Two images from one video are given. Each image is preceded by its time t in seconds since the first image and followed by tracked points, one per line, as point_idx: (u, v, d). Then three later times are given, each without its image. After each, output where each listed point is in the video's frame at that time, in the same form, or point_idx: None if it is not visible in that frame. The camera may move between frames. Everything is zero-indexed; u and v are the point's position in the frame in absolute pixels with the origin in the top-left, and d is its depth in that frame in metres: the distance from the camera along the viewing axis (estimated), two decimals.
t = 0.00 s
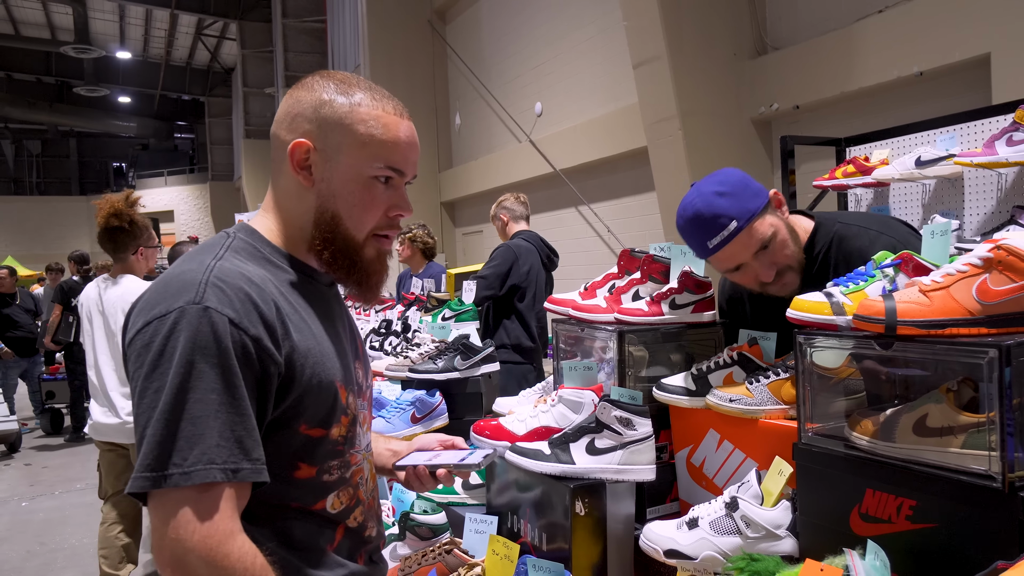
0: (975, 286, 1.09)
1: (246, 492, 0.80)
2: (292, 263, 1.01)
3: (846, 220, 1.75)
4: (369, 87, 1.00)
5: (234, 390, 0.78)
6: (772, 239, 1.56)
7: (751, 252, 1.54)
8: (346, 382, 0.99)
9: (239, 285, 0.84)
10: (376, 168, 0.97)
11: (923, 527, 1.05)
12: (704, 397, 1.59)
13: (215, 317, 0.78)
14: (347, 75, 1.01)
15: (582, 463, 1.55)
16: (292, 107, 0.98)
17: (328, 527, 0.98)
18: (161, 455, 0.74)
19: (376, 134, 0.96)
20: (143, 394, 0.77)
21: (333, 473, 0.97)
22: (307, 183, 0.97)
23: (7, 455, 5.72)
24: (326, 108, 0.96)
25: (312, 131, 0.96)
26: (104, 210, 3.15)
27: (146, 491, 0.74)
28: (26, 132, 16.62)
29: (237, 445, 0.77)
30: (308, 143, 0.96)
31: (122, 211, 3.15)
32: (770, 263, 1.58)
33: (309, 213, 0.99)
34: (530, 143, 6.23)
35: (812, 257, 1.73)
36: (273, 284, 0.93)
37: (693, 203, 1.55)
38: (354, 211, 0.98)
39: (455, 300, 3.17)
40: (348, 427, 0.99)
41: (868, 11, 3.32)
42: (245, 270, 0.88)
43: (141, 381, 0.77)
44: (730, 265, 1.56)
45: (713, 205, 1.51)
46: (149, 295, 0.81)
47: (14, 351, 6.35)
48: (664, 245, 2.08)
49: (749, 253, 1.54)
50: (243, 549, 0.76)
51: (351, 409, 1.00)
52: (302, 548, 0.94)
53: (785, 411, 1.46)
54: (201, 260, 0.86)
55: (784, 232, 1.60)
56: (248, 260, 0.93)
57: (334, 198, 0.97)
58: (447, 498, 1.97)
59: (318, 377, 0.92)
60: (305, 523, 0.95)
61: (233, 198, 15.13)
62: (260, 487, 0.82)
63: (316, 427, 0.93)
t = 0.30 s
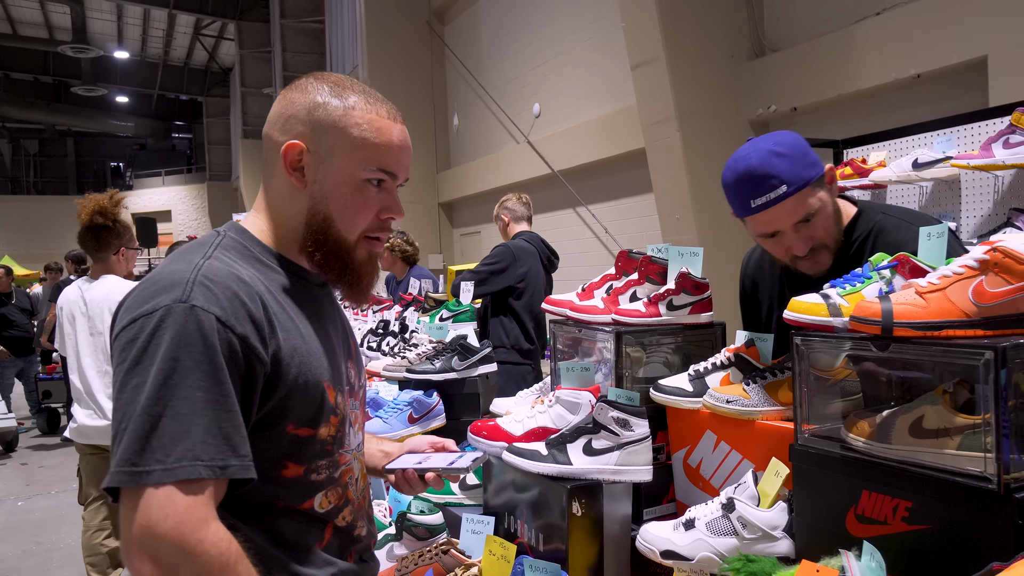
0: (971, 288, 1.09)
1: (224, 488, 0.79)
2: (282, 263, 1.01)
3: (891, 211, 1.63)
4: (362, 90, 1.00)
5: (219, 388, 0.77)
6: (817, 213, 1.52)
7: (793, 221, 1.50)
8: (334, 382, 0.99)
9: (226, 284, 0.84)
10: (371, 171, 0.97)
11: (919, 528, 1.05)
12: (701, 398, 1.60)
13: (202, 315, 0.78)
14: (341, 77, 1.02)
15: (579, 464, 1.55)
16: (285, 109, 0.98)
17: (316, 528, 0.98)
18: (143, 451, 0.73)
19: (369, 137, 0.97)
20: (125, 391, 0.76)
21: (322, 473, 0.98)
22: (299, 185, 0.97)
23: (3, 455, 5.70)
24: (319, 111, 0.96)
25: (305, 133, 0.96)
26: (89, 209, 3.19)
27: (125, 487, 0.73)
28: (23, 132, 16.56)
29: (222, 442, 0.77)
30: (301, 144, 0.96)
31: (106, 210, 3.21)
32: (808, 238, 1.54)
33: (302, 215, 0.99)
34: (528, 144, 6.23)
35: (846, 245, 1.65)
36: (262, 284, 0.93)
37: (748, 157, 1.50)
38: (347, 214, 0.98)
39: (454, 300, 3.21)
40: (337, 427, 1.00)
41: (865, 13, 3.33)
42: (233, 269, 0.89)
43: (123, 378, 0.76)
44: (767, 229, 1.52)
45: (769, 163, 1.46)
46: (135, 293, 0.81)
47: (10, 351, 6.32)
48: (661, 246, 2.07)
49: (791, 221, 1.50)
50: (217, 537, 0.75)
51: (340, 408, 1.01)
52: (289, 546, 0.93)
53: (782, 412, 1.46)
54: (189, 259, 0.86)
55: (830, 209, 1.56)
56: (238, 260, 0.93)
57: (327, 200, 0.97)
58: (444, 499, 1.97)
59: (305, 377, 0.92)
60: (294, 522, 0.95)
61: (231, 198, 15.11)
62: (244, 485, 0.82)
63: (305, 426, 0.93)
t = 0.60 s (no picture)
0: (970, 290, 1.09)
1: (150, 437, 0.72)
2: (281, 257, 1.01)
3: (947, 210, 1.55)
4: (359, 89, 1.01)
5: (185, 342, 0.75)
6: (866, 199, 1.48)
7: (838, 201, 1.47)
8: (324, 381, 0.99)
9: (221, 264, 0.86)
10: (370, 170, 0.98)
11: (916, 529, 1.06)
12: (700, 400, 1.60)
13: (189, 281, 0.80)
14: (338, 77, 1.02)
15: (578, 464, 1.55)
16: (283, 109, 0.99)
17: (309, 525, 0.99)
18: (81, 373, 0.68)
19: (368, 137, 0.98)
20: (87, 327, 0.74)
21: (318, 469, 0.98)
22: (298, 184, 0.98)
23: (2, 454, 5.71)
24: (317, 111, 0.97)
25: (303, 133, 0.97)
26: (83, 206, 3.14)
27: (53, 404, 0.66)
28: (22, 130, 16.54)
29: (169, 391, 0.73)
30: (299, 144, 0.96)
31: (102, 207, 3.16)
32: (849, 223, 1.52)
33: (300, 214, 0.99)
34: (528, 145, 6.23)
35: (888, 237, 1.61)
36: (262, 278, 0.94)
37: (808, 127, 1.47)
38: (345, 212, 0.99)
39: (454, 301, 3.25)
40: (326, 425, 0.99)
41: (866, 16, 3.33)
42: (231, 255, 0.91)
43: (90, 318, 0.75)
44: (809, 204, 1.50)
45: (828, 138, 1.43)
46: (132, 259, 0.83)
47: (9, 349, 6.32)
48: (660, 247, 2.07)
49: (835, 202, 1.47)
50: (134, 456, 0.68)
51: (329, 408, 1.00)
52: (282, 541, 0.96)
53: (781, 414, 1.45)
54: (191, 241, 0.89)
55: (881, 198, 1.52)
56: (239, 248, 0.95)
57: (326, 200, 0.98)
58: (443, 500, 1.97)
59: (286, 369, 0.91)
60: (286, 515, 0.96)
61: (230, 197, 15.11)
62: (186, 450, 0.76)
63: (297, 423, 0.93)
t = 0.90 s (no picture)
0: (969, 290, 1.09)
1: (115, 402, 0.71)
2: (279, 250, 1.01)
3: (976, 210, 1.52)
4: (357, 87, 1.02)
5: (173, 314, 0.76)
6: (889, 188, 1.48)
7: (860, 182, 1.48)
8: (321, 378, 0.99)
9: (220, 251, 0.88)
10: (371, 168, 0.99)
11: (914, 529, 1.06)
12: (699, 399, 1.61)
13: (187, 261, 0.81)
14: (336, 76, 1.03)
15: (578, 464, 1.56)
16: (282, 108, 0.99)
17: (300, 523, 1.00)
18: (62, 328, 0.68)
19: (368, 134, 0.98)
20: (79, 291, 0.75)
21: (310, 467, 0.99)
22: (299, 183, 0.98)
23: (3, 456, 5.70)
24: (317, 110, 0.97)
25: (303, 132, 0.97)
26: (82, 206, 3.19)
27: (26, 352, 0.66)
28: (22, 131, 16.54)
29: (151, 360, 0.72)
30: (299, 144, 0.97)
31: (99, 207, 3.21)
32: (865, 210, 1.53)
33: (302, 213, 1.00)
34: (528, 146, 6.24)
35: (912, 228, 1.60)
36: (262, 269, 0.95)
37: (849, 102, 1.46)
38: (347, 211, 1.00)
39: (454, 301, 3.26)
40: (320, 421, 1.00)
41: (866, 16, 3.34)
42: (233, 244, 0.92)
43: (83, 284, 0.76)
44: (831, 180, 1.52)
45: (865, 116, 1.42)
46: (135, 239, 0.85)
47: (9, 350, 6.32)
48: (660, 248, 2.08)
49: (857, 182, 1.48)
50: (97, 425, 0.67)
51: (324, 405, 1.00)
52: (278, 534, 0.97)
53: (780, 413, 1.46)
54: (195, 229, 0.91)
55: (909, 189, 1.51)
56: (242, 239, 0.96)
57: (327, 199, 0.98)
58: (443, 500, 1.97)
59: (281, 359, 0.91)
60: (275, 511, 0.97)
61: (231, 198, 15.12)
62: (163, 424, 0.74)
63: (290, 418, 0.93)
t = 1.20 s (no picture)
0: (967, 289, 1.10)
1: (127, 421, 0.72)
2: (277, 247, 1.01)
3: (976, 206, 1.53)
4: (354, 81, 1.02)
5: (183, 326, 0.76)
6: (877, 179, 1.49)
7: (846, 173, 1.50)
8: (325, 376, 0.99)
9: (225, 252, 0.87)
10: (370, 163, 0.99)
11: (913, 527, 1.06)
12: (698, 398, 1.61)
13: (193, 266, 0.80)
14: (332, 69, 1.03)
15: (577, 463, 1.56)
16: (279, 103, 0.99)
17: (305, 520, 1.01)
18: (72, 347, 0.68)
19: (367, 129, 0.99)
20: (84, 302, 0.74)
21: (315, 465, 0.99)
22: (298, 179, 0.98)
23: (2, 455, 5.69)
24: (314, 104, 0.97)
25: (301, 127, 0.97)
26: (80, 206, 3.18)
27: (41, 377, 0.66)
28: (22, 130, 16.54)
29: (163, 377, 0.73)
30: (297, 139, 0.96)
31: (96, 206, 3.19)
32: (854, 201, 1.54)
33: (300, 208, 1.00)
34: (528, 145, 6.24)
35: (905, 223, 1.62)
36: (265, 266, 0.95)
37: (838, 94, 1.49)
38: (347, 206, 1.00)
39: (454, 300, 3.25)
40: (324, 419, 1.00)
41: (866, 15, 3.34)
42: (236, 243, 0.91)
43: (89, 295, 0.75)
44: (820, 171, 1.54)
45: (852, 107, 1.45)
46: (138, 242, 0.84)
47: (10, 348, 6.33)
48: (660, 247, 2.08)
49: (843, 172, 1.50)
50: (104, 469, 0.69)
51: (328, 402, 1.01)
52: (281, 533, 0.98)
53: (779, 412, 1.47)
54: (196, 228, 0.90)
55: (899, 182, 1.51)
56: (244, 237, 0.96)
57: (326, 194, 0.99)
58: (441, 497, 1.97)
59: (289, 360, 0.91)
60: (281, 509, 0.97)
61: (231, 197, 15.12)
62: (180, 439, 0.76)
63: (295, 417, 0.93)
